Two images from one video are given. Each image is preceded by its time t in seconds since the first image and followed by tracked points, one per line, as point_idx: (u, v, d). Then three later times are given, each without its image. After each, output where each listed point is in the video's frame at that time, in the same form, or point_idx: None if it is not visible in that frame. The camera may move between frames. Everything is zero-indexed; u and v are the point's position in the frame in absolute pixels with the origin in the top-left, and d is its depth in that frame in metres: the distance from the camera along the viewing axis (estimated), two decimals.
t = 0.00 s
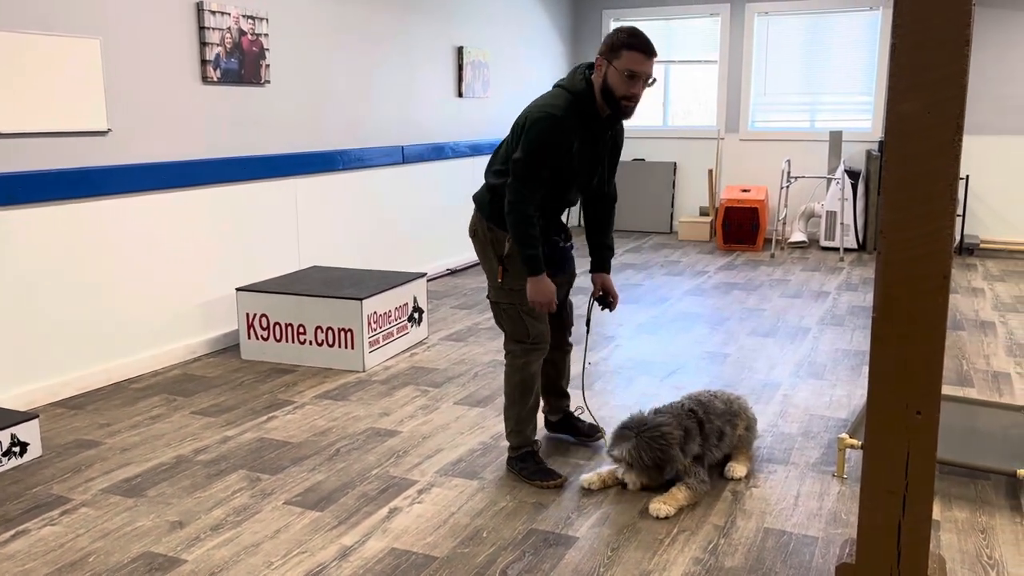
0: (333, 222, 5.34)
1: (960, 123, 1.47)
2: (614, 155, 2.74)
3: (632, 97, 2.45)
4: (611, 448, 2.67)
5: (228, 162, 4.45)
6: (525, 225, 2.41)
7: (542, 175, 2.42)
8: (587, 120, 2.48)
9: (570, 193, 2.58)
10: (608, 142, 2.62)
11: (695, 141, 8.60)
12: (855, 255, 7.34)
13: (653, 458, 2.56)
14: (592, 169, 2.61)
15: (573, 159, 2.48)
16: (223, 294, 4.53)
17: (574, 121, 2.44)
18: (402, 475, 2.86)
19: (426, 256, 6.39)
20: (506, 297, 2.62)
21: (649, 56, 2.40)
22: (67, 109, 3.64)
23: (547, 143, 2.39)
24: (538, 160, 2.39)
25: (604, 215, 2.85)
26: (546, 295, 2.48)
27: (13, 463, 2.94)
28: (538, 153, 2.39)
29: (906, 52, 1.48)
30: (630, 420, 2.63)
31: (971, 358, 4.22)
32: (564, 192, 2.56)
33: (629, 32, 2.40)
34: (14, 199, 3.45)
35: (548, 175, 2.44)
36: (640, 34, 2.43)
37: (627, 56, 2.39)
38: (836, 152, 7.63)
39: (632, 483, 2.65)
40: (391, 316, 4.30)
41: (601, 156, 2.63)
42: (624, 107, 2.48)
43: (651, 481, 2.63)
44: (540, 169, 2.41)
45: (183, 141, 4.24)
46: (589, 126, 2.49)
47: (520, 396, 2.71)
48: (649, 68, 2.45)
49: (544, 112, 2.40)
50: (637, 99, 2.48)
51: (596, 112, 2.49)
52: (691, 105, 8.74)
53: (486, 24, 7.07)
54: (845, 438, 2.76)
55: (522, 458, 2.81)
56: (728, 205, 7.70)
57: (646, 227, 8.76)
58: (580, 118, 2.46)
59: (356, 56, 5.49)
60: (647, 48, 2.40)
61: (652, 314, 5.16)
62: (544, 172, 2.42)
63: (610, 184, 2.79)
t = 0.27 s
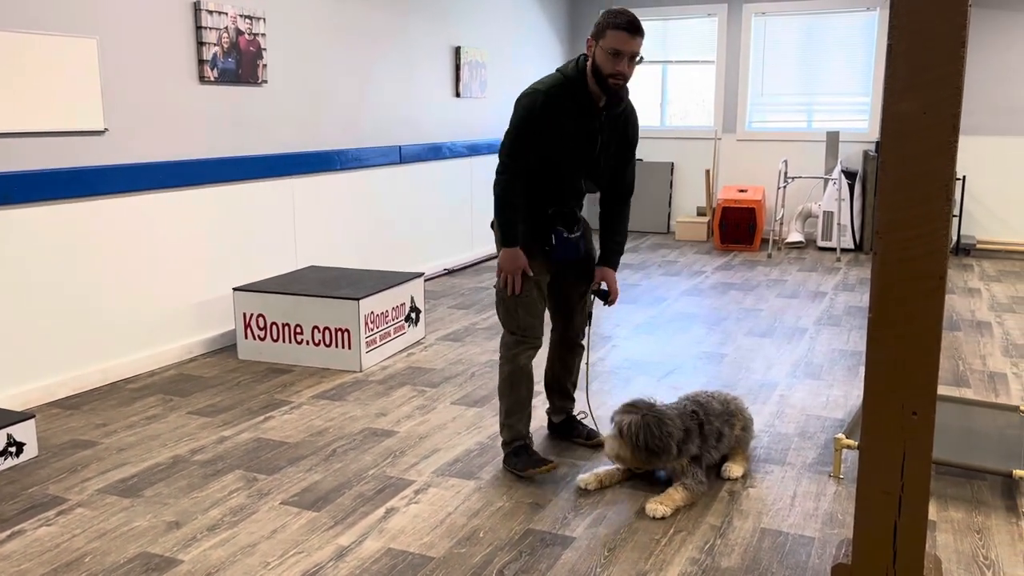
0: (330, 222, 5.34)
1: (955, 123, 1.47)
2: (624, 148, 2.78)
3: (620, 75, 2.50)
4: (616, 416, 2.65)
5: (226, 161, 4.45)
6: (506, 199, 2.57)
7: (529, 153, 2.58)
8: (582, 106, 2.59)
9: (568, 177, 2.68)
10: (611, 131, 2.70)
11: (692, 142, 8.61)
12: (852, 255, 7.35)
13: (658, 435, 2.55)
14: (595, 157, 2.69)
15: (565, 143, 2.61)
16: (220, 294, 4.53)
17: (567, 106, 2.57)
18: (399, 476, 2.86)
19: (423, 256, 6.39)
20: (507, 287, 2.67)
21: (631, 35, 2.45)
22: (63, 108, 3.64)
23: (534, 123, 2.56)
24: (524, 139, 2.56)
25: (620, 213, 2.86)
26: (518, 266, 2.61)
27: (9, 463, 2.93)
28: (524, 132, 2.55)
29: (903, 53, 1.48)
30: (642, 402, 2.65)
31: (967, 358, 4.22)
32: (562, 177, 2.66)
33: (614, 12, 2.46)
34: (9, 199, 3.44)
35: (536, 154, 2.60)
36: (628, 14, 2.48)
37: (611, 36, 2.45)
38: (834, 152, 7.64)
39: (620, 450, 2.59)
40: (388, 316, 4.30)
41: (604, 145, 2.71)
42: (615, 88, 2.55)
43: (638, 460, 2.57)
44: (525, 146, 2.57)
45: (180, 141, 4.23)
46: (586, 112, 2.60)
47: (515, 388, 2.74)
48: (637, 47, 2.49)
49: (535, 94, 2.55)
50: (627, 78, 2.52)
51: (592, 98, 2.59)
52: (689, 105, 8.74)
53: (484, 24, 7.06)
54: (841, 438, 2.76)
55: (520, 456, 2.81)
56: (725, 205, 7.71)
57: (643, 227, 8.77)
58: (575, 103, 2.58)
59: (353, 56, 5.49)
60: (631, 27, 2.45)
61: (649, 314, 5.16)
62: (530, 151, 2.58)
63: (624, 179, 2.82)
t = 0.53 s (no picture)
0: (327, 222, 5.33)
1: (952, 123, 1.47)
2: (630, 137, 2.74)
3: (602, 64, 2.51)
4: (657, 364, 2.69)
5: (224, 162, 4.45)
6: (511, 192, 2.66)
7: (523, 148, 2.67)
8: (575, 100, 2.63)
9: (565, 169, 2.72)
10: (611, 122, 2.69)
11: (690, 142, 8.61)
12: (850, 256, 7.36)
13: (664, 406, 2.57)
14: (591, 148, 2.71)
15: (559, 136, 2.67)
16: (217, 295, 4.52)
17: (560, 99, 2.63)
18: (396, 476, 2.85)
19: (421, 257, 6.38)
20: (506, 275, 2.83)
21: (607, 24, 2.46)
22: (61, 107, 3.63)
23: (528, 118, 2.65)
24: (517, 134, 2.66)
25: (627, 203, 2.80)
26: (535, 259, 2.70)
27: (5, 463, 2.93)
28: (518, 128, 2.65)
29: (899, 52, 1.48)
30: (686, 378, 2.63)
31: (964, 359, 4.22)
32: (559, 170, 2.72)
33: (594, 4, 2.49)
34: (6, 199, 3.44)
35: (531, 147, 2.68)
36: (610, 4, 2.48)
37: (588, 29, 2.49)
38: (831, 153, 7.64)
39: (629, 380, 2.67)
40: (386, 316, 4.30)
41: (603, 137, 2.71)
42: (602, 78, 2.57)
43: (635, 405, 2.64)
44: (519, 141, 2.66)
45: (177, 141, 4.23)
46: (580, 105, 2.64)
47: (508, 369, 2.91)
48: (620, 36, 2.50)
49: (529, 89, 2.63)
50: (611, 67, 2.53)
51: (585, 91, 2.62)
52: (687, 106, 8.74)
53: (482, 24, 7.06)
54: (839, 439, 2.76)
55: (510, 431, 3.02)
56: (723, 205, 7.72)
57: (641, 227, 8.77)
58: (569, 95, 2.63)
59: (351, 56, 5.48)
60: (609, 17, 2.46)
61: (647, 314, 5.16)
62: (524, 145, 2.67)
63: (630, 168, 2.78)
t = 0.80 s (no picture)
0: (325, 223, 5.33)
1: (950, 126, 1.47)
2: (618, 131, 2.74)
3: (573, 77, 2.62)
4: (665, 361, 2.68)
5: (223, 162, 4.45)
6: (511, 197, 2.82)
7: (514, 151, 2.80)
8: (558, 101, 2.73)
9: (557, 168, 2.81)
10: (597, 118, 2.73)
11: (688, 142, 8.62)
12: (848, 256, 7.36)
13: (666, 404, 2.57)
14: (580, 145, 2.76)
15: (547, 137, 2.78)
16: (215, 295, 4.52)
17: (545, 101, 2.75)
18: (394, 477, 2.85)
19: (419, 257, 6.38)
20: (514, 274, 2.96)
21: (569, 41, 2.54)
22: (59, 107, 3.63)
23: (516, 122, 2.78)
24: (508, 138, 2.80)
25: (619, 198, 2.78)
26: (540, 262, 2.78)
27: (2, 464, 2.92)
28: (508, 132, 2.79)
29: (898, 53, 1.48)
30: (694, 380, 2.61)
31: (962, 359, 4.23)
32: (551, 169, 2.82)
33: (557, 16, 2.55)
34: (4, 199, 3.43)
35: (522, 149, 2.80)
36: (573, 14, 2.54)
37: (552, 44, 2.57)
38: (829, 153, 7.65)
39: (635, 378, 2.67)
40: (384, 317, 4.29)
41: (591, 134, 2.76)
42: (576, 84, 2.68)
43: (639, 403, 2.65)
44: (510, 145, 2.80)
45: (175, 141, 4.22)
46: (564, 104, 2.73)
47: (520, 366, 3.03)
48: (586, 47, 2.57)
49: (515, 95, 2.77)
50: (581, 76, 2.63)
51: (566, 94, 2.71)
52: (685, 107, 8.75)
53: (480, 25, 7.06)
54: (837, 440, 2.76)
55: (526, 418, 3.19)
56: (721, 206, 7.73)
57: (639, 228, 8.77)
58: (553, 98, 2.74)
59: (349, 56, 5.48)
60: (569, 32, 2.53)
61: (645, 315, 5.16)
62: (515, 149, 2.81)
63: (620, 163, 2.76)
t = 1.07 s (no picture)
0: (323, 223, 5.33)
1: (947, 127, 1.47)
2: (595, 128, 2.71)
3: (531, 87, 2.63)
4: (658, 363, 2.68)
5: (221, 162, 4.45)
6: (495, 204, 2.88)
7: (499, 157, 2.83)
8: (530, 107, 2.75)
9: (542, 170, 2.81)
10: (574, 118, 2.71)
11: (686, 143, 8.62)
12: (845, 257, 7.37)
13: (662, 405, 2.58)
14: (559, 146, 2.75)
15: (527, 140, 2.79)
16: (213, 296, 4.52)
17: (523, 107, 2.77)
18: (391, 478, 2.85)
19: (416, 258, 6.38)
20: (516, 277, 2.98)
21: (522, 58, 2.52)
22: (58, 107, 3.63)
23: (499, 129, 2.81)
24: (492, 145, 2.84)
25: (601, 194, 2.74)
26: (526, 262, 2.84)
27: None
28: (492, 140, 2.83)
29: (895, 54, 1.48)
30: (688, 381, 2.62)
31: (959, 361, 4.23)
32: (536, 172, 2.82)
33: (511, 29, 2.52)
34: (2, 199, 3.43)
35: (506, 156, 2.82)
36: (526, 26, 2.51)
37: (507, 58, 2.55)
38: (826, 154, 7.66)
39: (629, 381, 2.68)
40: (381, 317, 4.29)
41: (569, 134, 2.74)
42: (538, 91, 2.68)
43: (634, 405, 2.65)
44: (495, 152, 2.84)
45: (173, 141, 4.22)
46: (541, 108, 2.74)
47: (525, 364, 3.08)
48: (541, 59, 2.55)
49: (495, 103, 2.80)
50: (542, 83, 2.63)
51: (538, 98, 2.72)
52: (682, 107, 8.75)
53: (478, 26, 7.07)
54: (834, 440, 2.77)
55: (525, 420, 3.20)
56: (718, 206, 7.73)
57: (637, 228, 8.78)
58: (531, 103, 2.75)
59: (347, 57, 5.48)
60: (521, 48, 2.51)
61: (642, 316, 5.17)
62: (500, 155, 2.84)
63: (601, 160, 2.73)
